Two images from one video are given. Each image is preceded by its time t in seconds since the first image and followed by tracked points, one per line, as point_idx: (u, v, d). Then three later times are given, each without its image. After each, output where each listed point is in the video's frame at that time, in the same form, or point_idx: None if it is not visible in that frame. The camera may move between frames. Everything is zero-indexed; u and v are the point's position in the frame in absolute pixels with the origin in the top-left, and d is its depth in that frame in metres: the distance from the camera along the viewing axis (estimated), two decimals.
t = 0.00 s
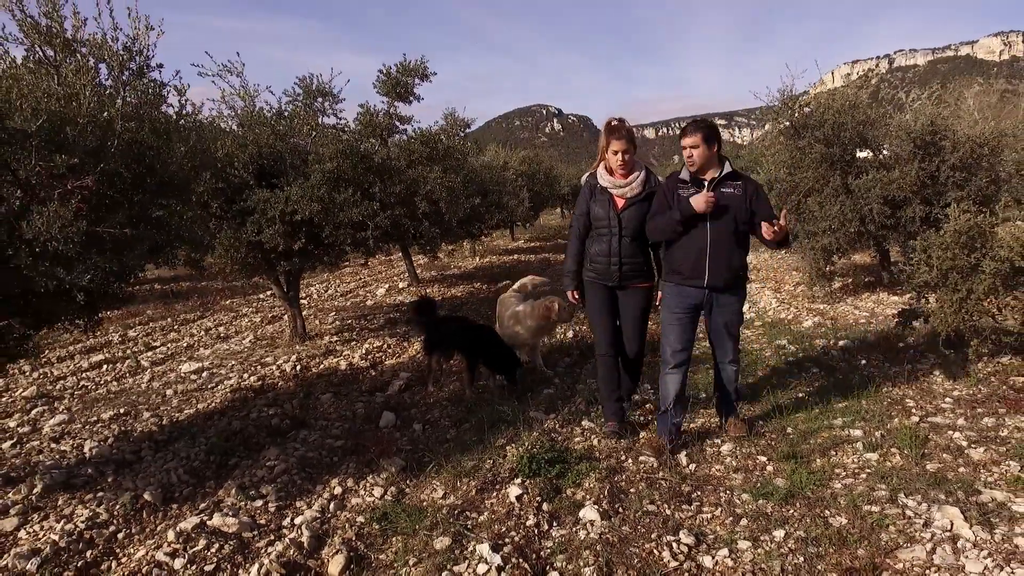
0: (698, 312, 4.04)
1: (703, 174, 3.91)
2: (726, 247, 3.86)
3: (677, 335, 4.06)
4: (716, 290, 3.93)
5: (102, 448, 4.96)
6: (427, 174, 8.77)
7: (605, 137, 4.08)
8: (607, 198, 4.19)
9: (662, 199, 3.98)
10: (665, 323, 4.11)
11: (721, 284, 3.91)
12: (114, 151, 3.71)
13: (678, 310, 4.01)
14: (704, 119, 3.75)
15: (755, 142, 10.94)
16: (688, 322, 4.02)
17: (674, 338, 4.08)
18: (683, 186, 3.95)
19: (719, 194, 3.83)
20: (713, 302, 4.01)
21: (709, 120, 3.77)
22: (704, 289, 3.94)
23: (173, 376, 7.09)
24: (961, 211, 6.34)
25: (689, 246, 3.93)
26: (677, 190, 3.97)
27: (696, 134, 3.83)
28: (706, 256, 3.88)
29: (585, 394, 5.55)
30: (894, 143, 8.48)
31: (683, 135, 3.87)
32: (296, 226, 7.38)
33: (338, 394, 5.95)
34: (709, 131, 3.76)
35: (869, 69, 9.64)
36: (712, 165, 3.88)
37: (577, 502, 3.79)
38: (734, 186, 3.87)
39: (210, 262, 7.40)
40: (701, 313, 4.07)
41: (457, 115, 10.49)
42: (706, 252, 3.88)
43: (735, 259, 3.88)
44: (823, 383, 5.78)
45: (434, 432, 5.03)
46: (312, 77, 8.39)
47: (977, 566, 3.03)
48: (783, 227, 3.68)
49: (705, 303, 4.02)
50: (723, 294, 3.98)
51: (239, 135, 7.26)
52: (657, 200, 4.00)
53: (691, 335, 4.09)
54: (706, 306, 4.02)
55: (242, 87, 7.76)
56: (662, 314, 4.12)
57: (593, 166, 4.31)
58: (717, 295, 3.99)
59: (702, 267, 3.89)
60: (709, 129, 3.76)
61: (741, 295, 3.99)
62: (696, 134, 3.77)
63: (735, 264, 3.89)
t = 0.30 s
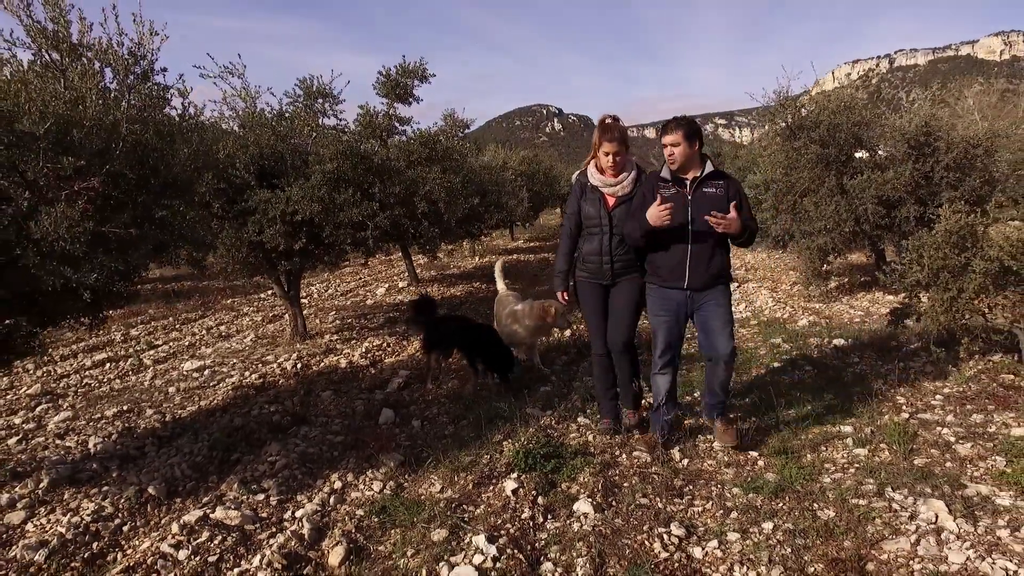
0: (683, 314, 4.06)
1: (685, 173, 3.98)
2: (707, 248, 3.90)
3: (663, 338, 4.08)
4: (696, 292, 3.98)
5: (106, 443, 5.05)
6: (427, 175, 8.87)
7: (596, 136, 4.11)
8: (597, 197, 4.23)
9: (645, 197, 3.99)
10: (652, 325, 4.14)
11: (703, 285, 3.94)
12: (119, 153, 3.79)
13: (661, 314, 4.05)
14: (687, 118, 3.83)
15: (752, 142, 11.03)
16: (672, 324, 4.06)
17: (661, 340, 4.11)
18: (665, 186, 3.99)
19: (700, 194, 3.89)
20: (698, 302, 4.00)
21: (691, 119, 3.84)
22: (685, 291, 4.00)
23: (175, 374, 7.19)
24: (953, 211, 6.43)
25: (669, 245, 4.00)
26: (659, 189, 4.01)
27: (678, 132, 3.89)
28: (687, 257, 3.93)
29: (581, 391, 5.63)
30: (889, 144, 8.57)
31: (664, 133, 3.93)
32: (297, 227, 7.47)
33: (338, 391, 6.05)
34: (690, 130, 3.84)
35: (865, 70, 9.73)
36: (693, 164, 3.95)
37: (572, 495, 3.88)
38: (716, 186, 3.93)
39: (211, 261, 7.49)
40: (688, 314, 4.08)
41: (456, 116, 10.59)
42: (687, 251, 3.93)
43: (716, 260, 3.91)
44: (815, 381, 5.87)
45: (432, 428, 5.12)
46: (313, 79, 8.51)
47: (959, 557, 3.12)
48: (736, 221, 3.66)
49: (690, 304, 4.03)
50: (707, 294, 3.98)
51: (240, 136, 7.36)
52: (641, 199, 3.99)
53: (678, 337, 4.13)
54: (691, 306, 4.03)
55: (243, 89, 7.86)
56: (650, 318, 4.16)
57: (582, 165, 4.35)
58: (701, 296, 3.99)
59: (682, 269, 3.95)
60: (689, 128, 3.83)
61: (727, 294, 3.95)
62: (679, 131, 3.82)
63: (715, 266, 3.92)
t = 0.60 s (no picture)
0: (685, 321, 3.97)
1: (693, 177, 3.84)
2: (710, 255, 3.77)
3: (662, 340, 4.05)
4: (698, 299, 3.87)
5: (112, 440, 5.14)
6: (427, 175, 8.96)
7: (589, 139, 4.08)
8: (591, 200, 4.24)
9: (651, 203, 4.06)
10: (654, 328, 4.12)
11: (705, 293, 3.83)
12: (127, 155, 3.87)
13: (662, 315, 4.03)
14: (696, 123, 3.67)
15: (750, 143, 11.12)
16: (673, 328, 4.00)
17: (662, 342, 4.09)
18: (671, 191, 3.94)
19: (705, 201, 3.76)
20: (700, 310, 3.89)
21: (699, 123, 3.68)
22: (687, 297, 3.91)
23: (179, 372, 7.29)
24: (946, 211, 6.51)
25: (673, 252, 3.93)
26: (666, 194, 3.98)
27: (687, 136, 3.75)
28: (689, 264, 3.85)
29: (579, 388, 5.72)
30: (885, 144, 8.66)
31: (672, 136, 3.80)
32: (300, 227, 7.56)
33: (340, 389, 6.14)
34: (698, 134, 3.69)
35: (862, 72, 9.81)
36: (702, 168, 3.80)
37: (569, 489, 3.98)
38: (725, 191, 3.78)
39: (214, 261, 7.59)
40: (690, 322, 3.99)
41: (456, 117, 10.69)
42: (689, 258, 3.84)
43: (720, 268, 3.78)
44: (809, 379, 5.96)
45: (432, 425, 5.21)
46: (315, 81, 8.60)
47: (945, 548, 3.21)
48: (763, 218, 3.49)
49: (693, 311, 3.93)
50: (709, 302, 3.85)
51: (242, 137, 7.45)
52: (646, 207, 4.09)
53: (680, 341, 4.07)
54: (693, 313, 3.93)
55: (246, 90, 7.96)
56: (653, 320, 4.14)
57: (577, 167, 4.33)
58: (703, 303, 3.87)
59: (684, 276, 3.87)
60: (696, 132, 3.68)
61: (731, 305, 3.82)
62: (684, 136, 3.69)
63: (719, 273, 3.78)
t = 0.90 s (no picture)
0: (694, 321, 3.92)
1: (713, 173, 3.73)
2: (727, 253, 3.67)
3: (672, 341, 3.97)
4: (715, 299, 3.74)
5: (118, 437, 5.24)
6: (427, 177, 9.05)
7: (585, 143, 3.96)
8: (583, 206, 4.06)
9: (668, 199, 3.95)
10: (660, 328, 4.07)
11: (721, 293, 3.70)
12: (134, 158, 3.96)
13: (673, 316, 3.96)
14: (719, 116, 3.57)
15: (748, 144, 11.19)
16: (682, 329, 3.94)
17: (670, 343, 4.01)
18: (690, 187, 3.85)
19: (725, 197, 3.65)
20: (715, 312, 3.78)
21: (723, 117, 3.57)
22: (703, 297, 3.79)
23: (182, 371, 7.38)
24: (939, 211, 6.60)
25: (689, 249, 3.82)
26: (685, 189, 3.89)
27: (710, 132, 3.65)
28: (705, 262, 3.74)
29: (577, 387, 5.81)
30: (880, 146, 8.75)
31: (695, 130, 3.71)
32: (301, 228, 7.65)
33: (341, 388, 6.23)
34: (721, 129, 3.58)
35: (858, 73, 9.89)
36: (724, 165, 3.69)
37: (566, 484, 4.07)
38: (746, 187, 3.64)
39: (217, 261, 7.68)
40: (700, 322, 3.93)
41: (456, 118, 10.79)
42: (705, 256, 3.73)
43: (737, 266, 3.65)
44: (803, 377, 6.06)
45: (432, 422, 5.30)
46: (316, 83, 8.69)
47: (931, 540, 3.30)
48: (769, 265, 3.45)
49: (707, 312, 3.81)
50: (725, 303, 3.72)
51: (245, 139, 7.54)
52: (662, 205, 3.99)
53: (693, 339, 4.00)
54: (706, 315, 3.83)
55: (248, 92, 8.05)
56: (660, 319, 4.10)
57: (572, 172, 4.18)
58: (718, 304, 3.74)
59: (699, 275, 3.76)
60: (719, 127, 3.58)
61: (746, 308, 3.67)
62: (708, 131, 3.59)
63: (736, 272, 3.66)
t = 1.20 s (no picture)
0: (706, 323, 3.86)
1: (716, 173, 3.74)
2: (734, 254, 3.67)
3: (686, 341, 3.87)
4: (724, 301, 3.75)
5: (123, 434, 5.30)
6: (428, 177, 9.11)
7: (578, 142, 3.97)
8: (576, 205, 4.08)
9: (671, 200, 3.95)
10: (673, 330, 3.95)
11: (731, 295, 3.71)
12: (141, 159, 4.04)
13: (686, 317, 3.87)
14: (722, 113, 3.61)
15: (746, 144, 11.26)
16: (695, 330, 3.84)
17: (683, 344, 3.89)
18: (694, 188, 3.84)
19: (730, 197, 3.65)
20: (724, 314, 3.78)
21: (726, 115, 3.62)
22: (713, 298, 3.78)
23: (185, 370, 7.45)
24: (935, 211, 6.67)
25: (695, 250, 3.82)
26: (689, 191, 3.88)
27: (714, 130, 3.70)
28: (712, 263, 3.74)
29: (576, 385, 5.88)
30: (877, 146, 8.82)
31: (699, 129, 3.75)
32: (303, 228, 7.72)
33: (342, 386, 6.29)
34: (725, 127, 3.62)
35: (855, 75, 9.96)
36: (728, 164, 3.71)
37: (565, 480, 4.14)
38: (750, 188, 3.65)
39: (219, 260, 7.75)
40: (710, 325, 3.88)
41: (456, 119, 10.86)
42: (712, 257, 3.73)
43: (745, 266, 3.68)
44: (799, 376, 6.13)
45: (433, 420, 5.37)
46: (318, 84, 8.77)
47: (922, 534, 3.36)
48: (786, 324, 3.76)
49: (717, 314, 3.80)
50: (734, 305, 3.73)
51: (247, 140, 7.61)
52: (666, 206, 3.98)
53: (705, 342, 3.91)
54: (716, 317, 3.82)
55: (250, 93, 8.12)
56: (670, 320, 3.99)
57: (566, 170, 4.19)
58: (727, 307, 3.76)
59: (707, 275, 3.75)
60: (723, 125, 3.62)
61: (755, 312, 3.70)
62: (710, 127, 3.64)
63: (744, 272, 3.67)
